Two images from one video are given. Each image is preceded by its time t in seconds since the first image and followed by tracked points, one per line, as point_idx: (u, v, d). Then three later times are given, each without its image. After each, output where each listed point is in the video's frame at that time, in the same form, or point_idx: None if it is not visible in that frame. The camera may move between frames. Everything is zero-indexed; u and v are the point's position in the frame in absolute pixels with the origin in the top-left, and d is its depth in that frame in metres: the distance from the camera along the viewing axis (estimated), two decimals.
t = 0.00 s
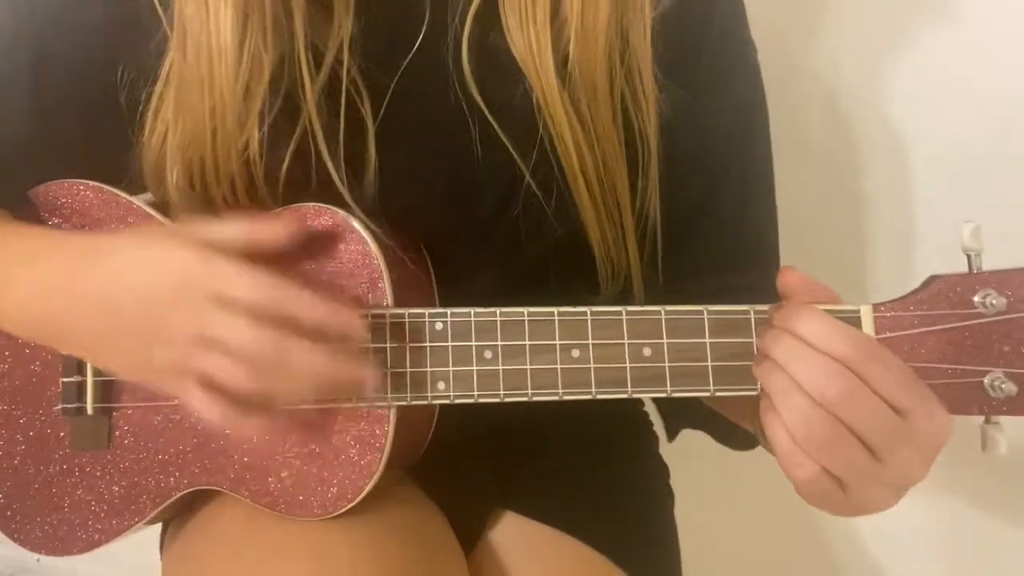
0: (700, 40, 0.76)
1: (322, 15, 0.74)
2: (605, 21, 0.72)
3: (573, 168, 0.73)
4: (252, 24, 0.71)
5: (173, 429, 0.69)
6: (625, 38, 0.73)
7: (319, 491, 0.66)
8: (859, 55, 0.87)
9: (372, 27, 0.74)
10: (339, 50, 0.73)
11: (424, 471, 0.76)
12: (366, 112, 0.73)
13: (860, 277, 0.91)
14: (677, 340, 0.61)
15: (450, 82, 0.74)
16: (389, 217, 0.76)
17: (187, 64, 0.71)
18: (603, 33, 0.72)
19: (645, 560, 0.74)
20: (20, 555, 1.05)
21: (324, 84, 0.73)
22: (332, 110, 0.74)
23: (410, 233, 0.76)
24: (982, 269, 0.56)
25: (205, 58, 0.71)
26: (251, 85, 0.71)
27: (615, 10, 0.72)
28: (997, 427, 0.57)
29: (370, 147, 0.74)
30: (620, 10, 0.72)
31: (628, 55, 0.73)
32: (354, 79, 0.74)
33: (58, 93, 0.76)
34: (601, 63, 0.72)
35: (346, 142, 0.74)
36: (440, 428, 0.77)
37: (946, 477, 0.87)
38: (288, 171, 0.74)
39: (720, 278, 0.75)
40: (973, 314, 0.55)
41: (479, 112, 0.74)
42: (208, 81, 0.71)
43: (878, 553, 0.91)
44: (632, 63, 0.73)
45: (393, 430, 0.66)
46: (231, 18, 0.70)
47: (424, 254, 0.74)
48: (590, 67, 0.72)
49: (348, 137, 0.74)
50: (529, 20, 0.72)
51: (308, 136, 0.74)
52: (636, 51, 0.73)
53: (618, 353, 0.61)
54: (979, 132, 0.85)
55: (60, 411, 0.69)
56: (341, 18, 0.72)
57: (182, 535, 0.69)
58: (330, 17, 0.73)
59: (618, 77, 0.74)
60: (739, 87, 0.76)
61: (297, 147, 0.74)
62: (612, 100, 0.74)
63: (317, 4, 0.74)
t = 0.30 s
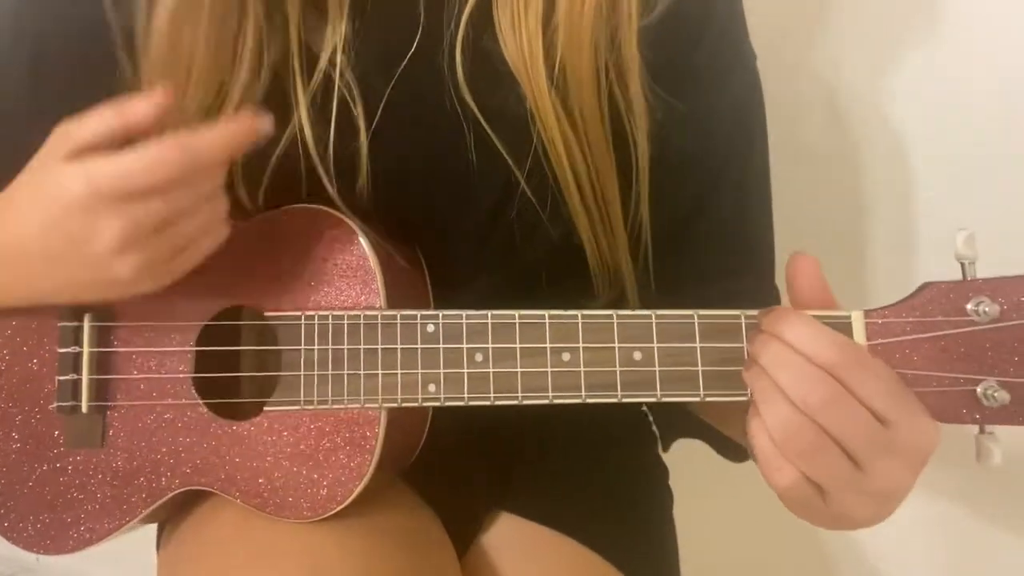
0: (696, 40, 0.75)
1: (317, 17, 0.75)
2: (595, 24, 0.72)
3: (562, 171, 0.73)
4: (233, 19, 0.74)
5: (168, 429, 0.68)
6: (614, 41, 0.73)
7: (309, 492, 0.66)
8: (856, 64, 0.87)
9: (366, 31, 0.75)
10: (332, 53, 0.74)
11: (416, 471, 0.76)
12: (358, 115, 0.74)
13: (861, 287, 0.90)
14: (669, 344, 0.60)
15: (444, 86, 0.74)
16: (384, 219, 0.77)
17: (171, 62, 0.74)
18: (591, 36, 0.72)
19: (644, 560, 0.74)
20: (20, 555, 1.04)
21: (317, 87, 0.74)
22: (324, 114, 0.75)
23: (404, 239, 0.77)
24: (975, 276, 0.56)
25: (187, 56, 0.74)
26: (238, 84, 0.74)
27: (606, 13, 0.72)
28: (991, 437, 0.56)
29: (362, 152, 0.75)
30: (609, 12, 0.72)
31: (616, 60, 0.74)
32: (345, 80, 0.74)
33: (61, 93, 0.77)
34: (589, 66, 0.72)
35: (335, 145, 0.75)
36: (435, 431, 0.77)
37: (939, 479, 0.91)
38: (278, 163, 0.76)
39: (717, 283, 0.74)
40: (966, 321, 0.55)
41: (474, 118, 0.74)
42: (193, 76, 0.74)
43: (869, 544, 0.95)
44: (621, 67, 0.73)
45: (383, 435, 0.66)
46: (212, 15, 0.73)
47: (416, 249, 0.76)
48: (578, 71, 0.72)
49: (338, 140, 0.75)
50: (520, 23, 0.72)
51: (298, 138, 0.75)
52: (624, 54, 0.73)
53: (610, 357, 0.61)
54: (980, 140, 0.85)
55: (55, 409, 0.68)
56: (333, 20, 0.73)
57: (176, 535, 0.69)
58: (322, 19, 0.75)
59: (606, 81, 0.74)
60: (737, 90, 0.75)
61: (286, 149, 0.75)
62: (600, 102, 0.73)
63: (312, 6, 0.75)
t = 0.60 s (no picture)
0: (695, 43, 0.75)
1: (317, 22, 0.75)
2: (592, 25, 0.71)
3: (560, 171, 0.73)
4: (230, 29, 0.74)
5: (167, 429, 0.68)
6: (612, 43, 0.73)
7: (308, 492, 0.67)
8: (856, 68, 0.88)
9: (368, 37, 0.75)
10: (332, 60, 0.74)
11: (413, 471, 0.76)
12: (359, 120, 0.75)
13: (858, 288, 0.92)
14: (666, 346, 0.61)
15: (444, 90, 0.75)
16: (383, 220, 0.77)
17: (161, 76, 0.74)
18: (588, 37, 0.72)
19: (643, 560, 0.74)
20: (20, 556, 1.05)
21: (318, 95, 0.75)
22: (325, 123, 0.75)
23: (406, 240, 0.77)
24: (970, 281, 0.56)
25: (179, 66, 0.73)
26: (234, 92, 0.75)
27: (603, 13, 0.72)
28: (986, 440, 0.56)
29: (364, 155, 0.75)
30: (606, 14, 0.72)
31: (614, 61, 0.74)
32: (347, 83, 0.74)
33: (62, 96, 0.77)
34: (585, 69, 0.72)
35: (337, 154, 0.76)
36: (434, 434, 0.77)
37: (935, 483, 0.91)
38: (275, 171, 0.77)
39: (713, 285, 0.74)
40: (961, 324, 0.56)
41: (473, 120, 0.75)
42: (189, 85, 0.73)
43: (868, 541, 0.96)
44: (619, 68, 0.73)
45: (382, 438, 0.67)
46: (205, 22, 0.72)
47: (418, 255, 0.77)
48: (575, 73, 0.72)
49: (341, 146, 0.76)
50: (519, 20, 0.72)
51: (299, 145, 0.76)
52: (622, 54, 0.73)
53: (608, 359, 0.62)
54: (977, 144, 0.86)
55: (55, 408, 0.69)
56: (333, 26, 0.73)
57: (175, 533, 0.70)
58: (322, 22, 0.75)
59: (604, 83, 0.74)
60: (735, 92, 0.74)
61: (285, 156, 0.76)
62: (597, 103, 0.74)
63: (312, 12, 0.75)
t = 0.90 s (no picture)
0: (694, 44, 0.76)
1: (320, 21, 0.75)
2: (590, 24, 0.72)
3: (562, 171, 0.73)
4: (230, 28, 0.73)
5: (169, 429, 0.68)
6: (610, 43, 0.73)
7: (312, 492, 0.67)
8: (852, 71, 0.89)
9: (370, 38, 0.75)
10: (333, 61, 0.73)
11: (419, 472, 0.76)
12: (363, 120, 0.74)
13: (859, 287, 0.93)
14: (672, 348, 0.61)
15: (447, 90, 0.75)
16: (386, 219, 0.77)
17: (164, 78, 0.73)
18: (585, 35, 0.72)
19: (644, 560, 0.74)
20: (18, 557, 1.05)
21: (319, 96, 0.74)
22: (327, 123, 0.75)
23: (410, 241, 0.77)
24: (973, 285, 0.57)
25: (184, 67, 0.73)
26: (236, 93, 0.74)
27: (600, 10, 0.72)
28: (988, 444, 0.57)
29: (366, 154, 0.75)
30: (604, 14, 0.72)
31: (614, 59, 0.73)
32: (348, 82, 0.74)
33: (63, 95, 0.76)
34: (584, 69, 0.72)
35: (341, 156, 0.76)
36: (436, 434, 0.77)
37: (935, 484, 0.92)
38: (280, 173, 0.76)
39: (715, 285, 0.73)
40: (964, 328, 0.56)
41: (476, 119, 0.75)
42: (194, 86, 0.73)
43: (866, 543, 0.97)
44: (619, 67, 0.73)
45: (386, 439, 0.67)
46: (206, 23, 0.72)
47: (422, 258, 0.77)
48: (574, 73, 0.72)
49: (343, 146, 0.75)
50: (518, 16, 0.72)
51: (300, 146, 0.75)
52: (620, 54, 0.73)
53: (613, 361, 0.62)
54: (974, 147, 0.86)
55: (56, 409, 0.68)
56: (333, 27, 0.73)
57: (176, 534, 0.69)
58: (325, 22, 0.75)
59: (603, 84, 0.75)
60: (735, 94, 0.74)
61: (287, 157, 0.75)
62: (596, 102, 0.74)
63: (313, 12, 0.75)
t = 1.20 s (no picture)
0: (695, 44, 0.76)
1: (323, 21, 0.75)
2: (592, 21, 0.72)
3: (562, 168, 0.74)
4: (235, 28, 0.73)
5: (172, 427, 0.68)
6: (608, 42, 0.73)
7: (314, 490, 0.67)
8: (853, 71, 0.90)
9: (374, 41, 0.75)
10: (337, 61, 0.73)
11: (420, 470, 0.77)
12: (366, 119, 0.75)
13: (858, 286, 0.93)
14: (672, 347, 0.61)
15: (450, 89, 0.75)
16: (389, 218, 0.77)
17: (171, 71, 0.73)
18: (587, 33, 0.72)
19: (645, 559, 0.75)
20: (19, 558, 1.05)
21: (322, 97, 0.75)
22: (331, 123, 0.76)
23: (412, 238, 0.78)
24: (971, 284, 0.57)
25: (192, 68, 0.73)
26: (241, 91, 0.75)
27: (603, 8, 0.72)
28: (986, 442, 0.57)
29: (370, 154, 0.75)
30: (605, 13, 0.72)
31: (615, 57, 0.74)
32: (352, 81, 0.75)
33: (66, 94, 0.76)
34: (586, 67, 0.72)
35: (344, 154, 0.76)
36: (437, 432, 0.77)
37: (934, 483, 0.93)
38: (281, 173, 0.77)
39: (715, 284, 0.74)
40: (962, 327, 0.56)
41: (478, 118, 0.75)
42: (199, 84, 0.73)
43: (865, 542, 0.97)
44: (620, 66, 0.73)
45: (387, 438, 0.67)
46: (212, 22, 0.72)
47: (424, 261, 0.76)
48: (575, 73, 0.72)
49: (346, 145, 0.76)
50: (520, 14, 0.72)
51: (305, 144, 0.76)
52: (622, 53, 0.73)
53: (614, 359, 0.62)
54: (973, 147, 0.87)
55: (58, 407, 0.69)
56: (337, 27, 0.73)
57: (178, 532, 0.69)
58: (328, 23, 0.75)
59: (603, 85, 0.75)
60: (736, 93, 0.75)
61: (290, 157, 0.76)
62: (597, 102, 0.74)
63: (317, 12, 0.75)
